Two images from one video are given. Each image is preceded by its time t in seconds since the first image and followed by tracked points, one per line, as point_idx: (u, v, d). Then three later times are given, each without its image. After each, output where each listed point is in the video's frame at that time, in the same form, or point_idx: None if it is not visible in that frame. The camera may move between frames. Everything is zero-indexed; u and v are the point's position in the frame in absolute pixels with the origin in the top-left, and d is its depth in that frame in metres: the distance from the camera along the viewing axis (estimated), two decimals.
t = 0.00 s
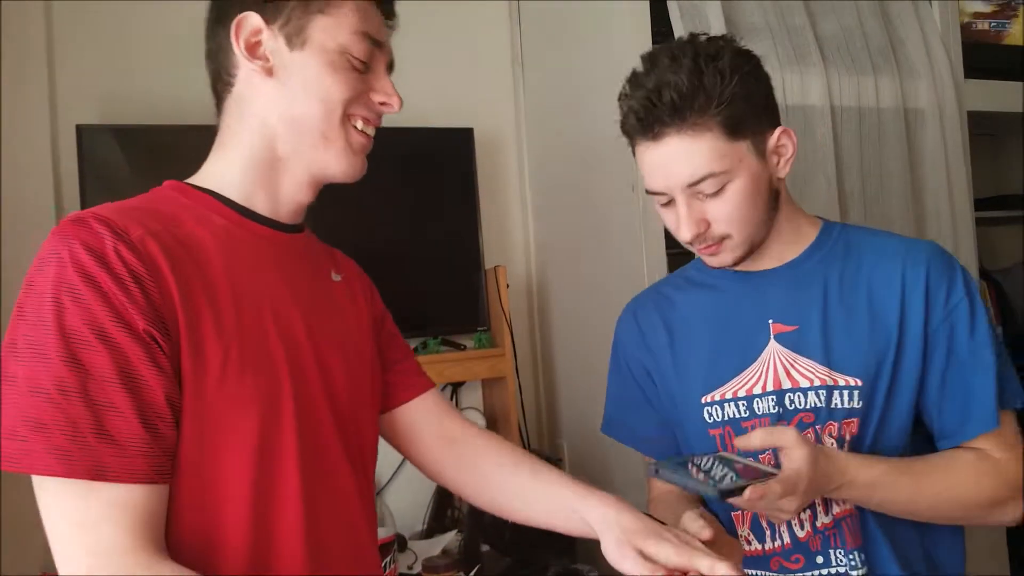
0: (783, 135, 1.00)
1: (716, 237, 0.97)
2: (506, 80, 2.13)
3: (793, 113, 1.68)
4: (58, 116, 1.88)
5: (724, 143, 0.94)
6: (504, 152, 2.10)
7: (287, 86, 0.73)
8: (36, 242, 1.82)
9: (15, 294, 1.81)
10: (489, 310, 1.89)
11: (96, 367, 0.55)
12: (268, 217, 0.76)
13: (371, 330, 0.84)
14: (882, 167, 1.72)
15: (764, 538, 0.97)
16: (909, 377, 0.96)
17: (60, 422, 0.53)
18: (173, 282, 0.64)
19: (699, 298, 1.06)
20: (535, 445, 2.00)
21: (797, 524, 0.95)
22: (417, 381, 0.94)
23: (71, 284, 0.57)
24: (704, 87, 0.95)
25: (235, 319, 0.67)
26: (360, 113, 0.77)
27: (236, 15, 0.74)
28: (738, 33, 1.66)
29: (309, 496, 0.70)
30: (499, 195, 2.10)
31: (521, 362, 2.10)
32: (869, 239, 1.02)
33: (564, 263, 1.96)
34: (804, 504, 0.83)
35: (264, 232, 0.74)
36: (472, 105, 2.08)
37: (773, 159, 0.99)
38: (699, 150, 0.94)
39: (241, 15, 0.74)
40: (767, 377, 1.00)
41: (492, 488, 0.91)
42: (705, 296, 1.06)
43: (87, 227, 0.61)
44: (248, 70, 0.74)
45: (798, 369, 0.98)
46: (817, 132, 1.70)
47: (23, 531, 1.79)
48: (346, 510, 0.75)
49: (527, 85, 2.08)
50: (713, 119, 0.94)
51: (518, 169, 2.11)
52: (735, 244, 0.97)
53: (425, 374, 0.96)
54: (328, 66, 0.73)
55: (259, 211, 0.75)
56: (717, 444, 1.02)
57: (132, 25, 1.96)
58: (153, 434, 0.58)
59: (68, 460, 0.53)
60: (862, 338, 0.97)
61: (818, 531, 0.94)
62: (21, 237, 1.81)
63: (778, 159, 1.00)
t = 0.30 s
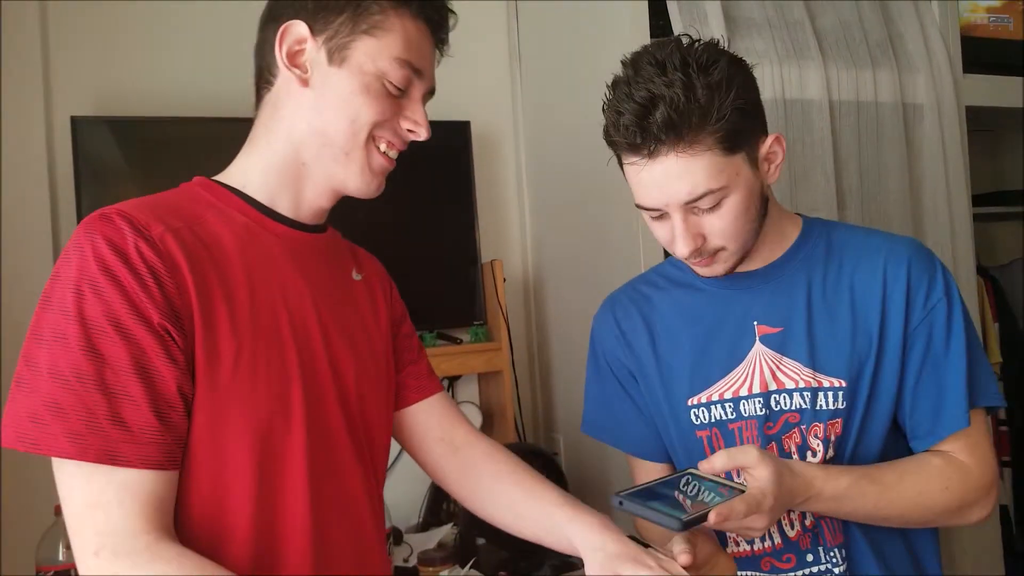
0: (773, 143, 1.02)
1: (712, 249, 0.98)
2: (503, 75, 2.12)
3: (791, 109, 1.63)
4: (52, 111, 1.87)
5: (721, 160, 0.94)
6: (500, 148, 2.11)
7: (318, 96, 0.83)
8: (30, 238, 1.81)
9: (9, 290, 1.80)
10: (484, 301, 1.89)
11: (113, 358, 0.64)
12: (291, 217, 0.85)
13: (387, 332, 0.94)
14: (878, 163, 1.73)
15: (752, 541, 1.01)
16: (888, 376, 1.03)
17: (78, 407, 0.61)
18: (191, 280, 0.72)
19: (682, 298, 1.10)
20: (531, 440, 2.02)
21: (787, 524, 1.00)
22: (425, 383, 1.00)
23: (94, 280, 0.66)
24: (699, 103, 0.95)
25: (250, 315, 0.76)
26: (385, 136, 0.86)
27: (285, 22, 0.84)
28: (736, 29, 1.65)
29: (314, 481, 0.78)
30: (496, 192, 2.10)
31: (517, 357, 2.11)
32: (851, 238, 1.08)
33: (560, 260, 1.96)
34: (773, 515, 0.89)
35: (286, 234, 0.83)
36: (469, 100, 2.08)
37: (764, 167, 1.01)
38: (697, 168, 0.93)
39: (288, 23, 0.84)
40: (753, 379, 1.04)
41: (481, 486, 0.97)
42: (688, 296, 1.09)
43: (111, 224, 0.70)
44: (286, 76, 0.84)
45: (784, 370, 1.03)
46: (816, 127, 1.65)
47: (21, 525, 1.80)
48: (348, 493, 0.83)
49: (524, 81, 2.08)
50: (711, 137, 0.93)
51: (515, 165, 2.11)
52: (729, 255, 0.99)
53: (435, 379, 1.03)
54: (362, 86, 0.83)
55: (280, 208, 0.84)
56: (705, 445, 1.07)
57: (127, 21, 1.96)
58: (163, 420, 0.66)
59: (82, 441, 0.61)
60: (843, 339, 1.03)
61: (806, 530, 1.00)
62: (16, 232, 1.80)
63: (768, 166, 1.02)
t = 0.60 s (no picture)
0: (770, 140, 1.01)
1: (706, 247, 0.98)
2: (502, 69, 2.12)
3: (791, 102, 1.63)
4: (51, 105, 1.87)
5: (717, 159, 0.94)
6: (499, 141, 2.11)
7: (332, 92, 0.83)
8: (29, 232, 1.81)
9: (8, 284, 1.80)
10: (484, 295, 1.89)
11: (125, 346, 0.64)
12: (302, 211, 0.85)
13: (398, 325, 0.95)
14: (879, 156, 1.73)
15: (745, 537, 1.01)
16: (881, 372, 1.02)
17: (90, 395, 0.61)
18: (202, 270, 0.72)
19: (673, 291, 1.10)
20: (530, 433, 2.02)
21: (780, 521, 1.00)
22: (435, 376, 1.00)
23: (106, 268, 0.66)
24: (695, 102, 0.94)
25: (260, 308, 0.76)
26: (396, 135, 0.86)
27: (303, 19, 0.86)
28: (736, 21, 1.64)
29: (322, 473, 0.79)
30: (495, 185, 2.10)
31: (516, 351, 2.11)
32: (844, 231, 1.08)
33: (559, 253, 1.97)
34: (765, 522, 0.89)
35: (294, 226, 0.83)
36: (468, 93, 2.08)
37: (759, 164, 1.01)
38: (693, 167, 0.93)
39: (306, 20, 0.85)
40: (745, 375, 1.04)
41: (489, 482, 0.97)
42: (679, 290, 1.09)
43: (124, 215, 0.71)
44: (301, 72, 0.84)
45: (776, 365, 1.03)
46: (816, 120, 1.65)
47: (20, 520, 1.80)
48: (355, 485, 0.83)
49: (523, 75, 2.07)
50: (708, 137, 0.93)
51: (513, 159, 2.11)
52: (723, 253, 0.99)
53: (444, 372, 1.02)
54: (375, 85, 0.83)
55: (291, 203, 0.84)
56: (698, 442, 1.06)
57: (126, 14, 1.96)
58: (174, 409, 0.66)
59: (94, 429, 0.61)
60: (835, 333, 1.03)
61: (799, 527, 1.00)
62: (13, 222, 1.80)
63: (763, 163, 1.02)
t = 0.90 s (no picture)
0: (768, 135, 1.01)
1: (702, 242, 0.98)
2: (502, 62, 2.11)
3: (792, 97, 1.63)
4: (48, 97, 1.86)
5: (714, 154, 0.93)
6: (499, 135, 2.10)
7: (340, 84, 0.83)
8: (26, 225, 1.80)
9: (5, 277, 1.79)
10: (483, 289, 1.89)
11: (130, 338, 0.63)
12: (307, 204, 0.84)
13: (401, 318, 0.94)
14: (880, 151, 1.73)
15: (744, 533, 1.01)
16: (881, 366, 1.02)
17: (95, 388, 0.61)
18: (207, 262, 0.72)
19: (670, 287, 1.10)
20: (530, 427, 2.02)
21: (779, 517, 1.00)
22: (439, 371, 1.00)
23: (111, 259, 0.65)
24: (692, 96, 0.94)
25: (265, 301, 0.76)
26: (403, 129, 0.86)
27: (311, 10, 0.85)
28: (738, 15, 1.64)
29: (326, 465, 0.79)
30: (495, 179, 2.10)
31: (515, 346, 2.11)
32: (842, 224, 1.07)
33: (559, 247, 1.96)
34: (767, 528, 0.88)
35: (299, 217, 0.82)
36: (467, 87, 2.07)
37: (758, 159, 1.01)
38: (690, 161, 0.93)
39: (313, 11, 0.84)
40: (743, 370, 1.04)
41: (492, 476, 0.97)
42: (677, 285, 1.09)
43: (129, 205, 0.70)
44: (308, 63, 0.84)
45: (774, 360, 1.03)
46: (816, 115, 1.65)
47: (18, 514, 1.80)
48: (359, 477, 0.83)
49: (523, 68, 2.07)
50: (705, 132, 0.93)
51: (513, 153, 2.11)
52: (718, 248, 0.99)
53: (448, 365, 1.02)
54: (383, 78, 0.83)
55: (297, 195, 0.84)
56: (696, 438, 1.06)
57: (123, 5, 1.94)
58: (179, 402, 0.66)
59: (99, 422, 0.60)
60: (834, 327, 1.03)
61: (798, 522, 1.00)
62: (9, 216, 1.79)
63: (761, 158, 1.02)
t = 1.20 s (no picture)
0: (766, 133, 1.01)
1: (701, 240, 0.98)
2: (500, 58, 2.11)
3: (791, 93, 1.63)
4: (45, 94, 1.85)
5: (713, 153, 0.93)
6: (497, 132, 2.10)
7: (342, 80, 0.82)
8: (24, 223, 1.80)
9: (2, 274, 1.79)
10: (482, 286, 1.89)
11: (132, 336, 0.63)
12: (308, 200, 0.84)
13: (401, 314, 0.94)
14: (878, 147, 1.73)
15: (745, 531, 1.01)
16: (882, 362, 1.02)
17: (97, 386, 0.61)
18: (208, 259, 0.72)
19: (670, 284, 1.09)
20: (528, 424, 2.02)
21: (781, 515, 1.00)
22: (438, 367, 1.00)
23: (113, 256, 0.65)
24: (691, 94, 0.93)
25: (266, 297, 0.75)
26: (406, 125, 0.86)
27: (313, 5, 0.84)
28: (737, 10, 1.63)
29: (328, 462, 0.79)
30: (493, 176, 2.09)
31: (514, 343, 2.11)
32: (842, 220, 1.07)
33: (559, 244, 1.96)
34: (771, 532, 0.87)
35: (300, 213, 0.82)
36: (465, 83, 2.06)
37: (756, 157, 1.01)
38: (689, 160, 0.92)
39: (315, 6, 0.83)
40: (744, 367, 1.03)
41: (494, 471, 0.96)
42: (676, 282, 1.09)
43: (130, 202, 0.70)
44: (310, 59, 0.83)
45: (774, 357, 1.03)
46: (815, 111, 1.65)
47: (16, 512, 1.79)
48: (361, 475, 0.84)
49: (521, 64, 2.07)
50: (704, 131, 0.92)
51: (512, 150, 2.11)
52: (717, 246, 0.99)
53: (446, 361, 1.02)
54: (386, 75, 0.82)
55: (298, 191, 0.84)
56: (696, 436, 1.06)
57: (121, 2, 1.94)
58: (181, 399, 0.66)
59: (101, 421, 0.60)
60: (834, 324, 1.02)
61: (800, 520, 1.00)
62: (7, 213, 1.79)
63: (760, 155, 1.02)
